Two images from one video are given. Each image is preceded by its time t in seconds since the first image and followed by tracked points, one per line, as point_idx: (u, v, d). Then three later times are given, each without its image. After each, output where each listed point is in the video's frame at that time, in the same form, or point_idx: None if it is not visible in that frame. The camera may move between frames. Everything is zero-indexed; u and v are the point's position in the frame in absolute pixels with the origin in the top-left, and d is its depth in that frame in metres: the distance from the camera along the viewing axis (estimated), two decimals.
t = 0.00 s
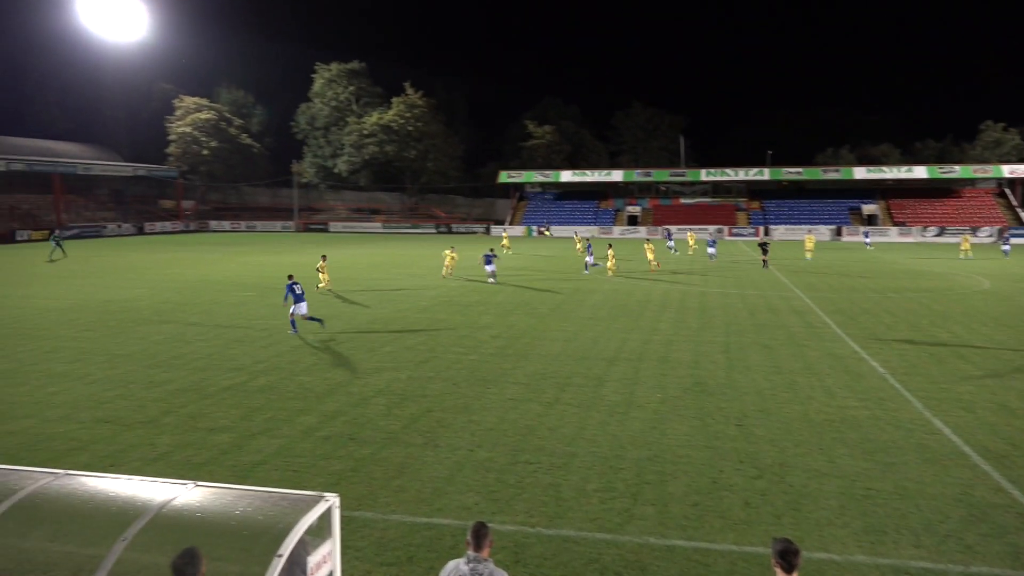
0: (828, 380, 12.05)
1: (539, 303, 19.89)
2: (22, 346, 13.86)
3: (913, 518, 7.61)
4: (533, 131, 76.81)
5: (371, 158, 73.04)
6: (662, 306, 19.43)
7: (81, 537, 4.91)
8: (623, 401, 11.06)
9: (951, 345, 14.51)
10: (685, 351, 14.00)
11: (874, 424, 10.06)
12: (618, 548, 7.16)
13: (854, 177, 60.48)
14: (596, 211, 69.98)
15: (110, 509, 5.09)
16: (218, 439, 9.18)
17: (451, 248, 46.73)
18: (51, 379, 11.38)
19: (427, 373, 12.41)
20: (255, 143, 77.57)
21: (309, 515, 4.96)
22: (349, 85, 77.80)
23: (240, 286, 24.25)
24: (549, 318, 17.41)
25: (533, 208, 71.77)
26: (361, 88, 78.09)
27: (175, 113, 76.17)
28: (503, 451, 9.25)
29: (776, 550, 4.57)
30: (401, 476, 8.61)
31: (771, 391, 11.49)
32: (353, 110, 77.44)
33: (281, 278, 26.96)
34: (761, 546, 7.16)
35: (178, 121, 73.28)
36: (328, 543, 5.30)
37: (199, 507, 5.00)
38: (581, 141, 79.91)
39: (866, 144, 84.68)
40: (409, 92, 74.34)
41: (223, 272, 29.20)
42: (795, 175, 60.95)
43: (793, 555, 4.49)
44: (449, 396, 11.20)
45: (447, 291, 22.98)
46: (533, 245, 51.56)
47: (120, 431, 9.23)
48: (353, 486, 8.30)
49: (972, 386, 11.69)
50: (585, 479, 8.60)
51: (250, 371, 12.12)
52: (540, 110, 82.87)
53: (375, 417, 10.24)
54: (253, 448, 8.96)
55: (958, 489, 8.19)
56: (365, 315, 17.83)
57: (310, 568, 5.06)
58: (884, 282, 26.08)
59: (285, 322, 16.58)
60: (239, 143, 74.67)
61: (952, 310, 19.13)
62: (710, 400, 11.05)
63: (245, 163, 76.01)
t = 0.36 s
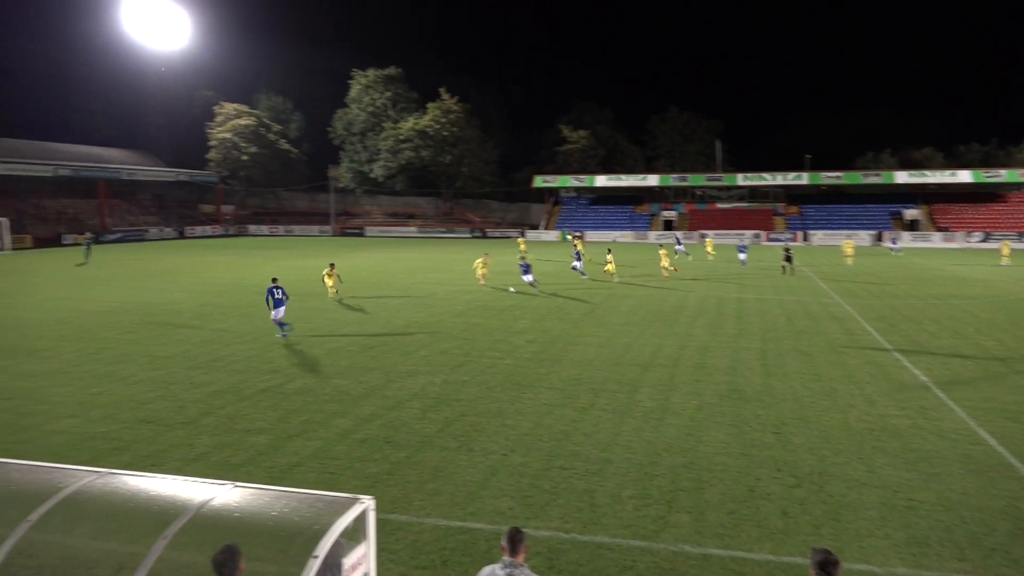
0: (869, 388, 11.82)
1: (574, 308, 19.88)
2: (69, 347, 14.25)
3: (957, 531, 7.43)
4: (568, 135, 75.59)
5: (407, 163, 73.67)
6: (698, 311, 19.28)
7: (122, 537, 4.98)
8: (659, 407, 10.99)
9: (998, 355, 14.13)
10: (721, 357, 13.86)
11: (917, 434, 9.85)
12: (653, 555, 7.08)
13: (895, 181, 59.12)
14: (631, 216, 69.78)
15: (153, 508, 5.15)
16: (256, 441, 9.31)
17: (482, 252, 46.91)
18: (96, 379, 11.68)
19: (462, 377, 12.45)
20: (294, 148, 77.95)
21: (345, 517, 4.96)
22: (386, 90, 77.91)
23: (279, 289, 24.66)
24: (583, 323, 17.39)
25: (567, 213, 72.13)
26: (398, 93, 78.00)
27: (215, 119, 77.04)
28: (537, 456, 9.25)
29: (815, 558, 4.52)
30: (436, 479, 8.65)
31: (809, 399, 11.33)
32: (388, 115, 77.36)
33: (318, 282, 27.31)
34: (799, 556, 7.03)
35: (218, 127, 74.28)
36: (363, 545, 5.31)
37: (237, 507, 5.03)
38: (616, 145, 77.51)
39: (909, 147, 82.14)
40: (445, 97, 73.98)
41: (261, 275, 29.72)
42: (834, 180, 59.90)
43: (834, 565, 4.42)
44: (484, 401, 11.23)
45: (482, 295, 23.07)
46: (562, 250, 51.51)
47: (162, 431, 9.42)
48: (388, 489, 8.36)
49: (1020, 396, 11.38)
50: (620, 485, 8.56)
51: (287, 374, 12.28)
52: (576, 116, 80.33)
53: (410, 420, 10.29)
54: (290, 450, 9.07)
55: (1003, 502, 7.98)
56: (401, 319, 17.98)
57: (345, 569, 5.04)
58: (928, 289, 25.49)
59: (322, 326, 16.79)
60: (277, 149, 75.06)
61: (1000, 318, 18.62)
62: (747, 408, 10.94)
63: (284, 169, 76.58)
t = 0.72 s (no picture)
0: (916, 397, 11.57)
1: (614, 313, 19.81)
2: (119, 347, 14.65)
3: (1009, 544, 7.21)
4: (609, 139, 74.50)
5: (447, 167, 73.88)
6: (739, 316, 19.09)
7: (166, 533, 5.05)
8: (700, 413, 10.89)
9: None
10: (762, 363, 13.69)
11: (966, 444, 9.61)
12: (693, 562, 6.98)
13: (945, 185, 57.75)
14: (672, 220, 69.19)
15: (198, 505, 5.22)
16: (297, 442, 9.42)
17: (518, 257, 47.01)
18: (145, 379, 11.97)
19: (500, 381, 12.50)
20: (337, 153, 79.10)
21: (384, 519, 5.01)
22: (427, 95, 78.45)
23: (321, 292, 25.01)
24: (623, 328, 17.31)
25: (607, 217, 72.16)
26: (439, 98, 78.64)
27: (261, 125, 78.62)
28: (575, 461, 9.22)
29: (857, 567, 4.45)
30: (474, 483, 8.65)
31: (854, 406, 11.13)
32: (430, 121, 78.14)
33: (360, 285, 27.65)
34: (843, 567, 6.87)
35: (263, 132, 75.42)
36: (401, 547, 5.33)
37: (279, 507, 5.10)
38: (658, 149, 76.05)
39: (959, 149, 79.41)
40: (486, 102, 73.86)
41: (303, 279, 30.16)
42: (881, 183, 59.04)
43: None
44: (522, 405, 11.23)
45: (521, 299, 23.13)
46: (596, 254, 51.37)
47: (206, 430, 9.60)
48: (427, 491, 8.40)
49: None
50: (659, 491, 8.49)
51: (328, 376, 12.44)
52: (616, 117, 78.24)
53: (449, 423, 10.35)
54: (331, 451, 9.17)
55: None
56: (441, 322, 18.12)
57: (384, 571, 5.05)
58: (982, 296, 24.74)
59: (363, 329, 16.97)
60: (321, 154, 76.71)
61: None
62: (790, 415, 10.78)
63: (326, 173, 78.33)
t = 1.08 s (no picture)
0: (967, 406, 11.26)
1: (653, 317, 19.69)
2: (166, 347, 15.00)
3: None
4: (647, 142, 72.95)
5: (486, 170, 74.38)
6: (781, 322, 18.83)
7: (210, 531, 5.11)
8: (740, 419, 10.77)
9: None
10: (805, 369, 13.48)
11: (1019, 455, 9.33)
12: (732, 571, 6.87)
13: (996, 187, 56.30)
14: (713, 223, 68.40)
15: (240, 505, 5.27)
16: (337, 442, 9.53)
17: (552, 259, 47.05)
18: (191, 379, 12.22)
19: (539, 384, 12.49)
20: (377, 157, 79.86)
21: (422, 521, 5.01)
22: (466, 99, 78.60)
23: (360, 295, 25.26)
24: (663, 332, 17.19)
25: (647, 221, 71.36)
26: (478, 102, 78.62)
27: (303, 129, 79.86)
28: (613, 466, 9.18)
29: None
30: (512, 486, 8.66)
31: (900, 415, 10.88)
32: (469, 124, 78.14)
33: (400, 288, 27.93)
34: None
35: (306, 136, 77.27)
36: (439, 549, 5.33)
37: (319, 507, 5.13)
38: (699, 152, 74.05)
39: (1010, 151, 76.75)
40: (525, 105, 73.46)
41: (342, 281, 30.51)
42: (929, 186, 57.39)
43: None
44: (560, 409, 11.21)
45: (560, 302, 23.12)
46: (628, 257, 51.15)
47: (249, 430, 9.76)
48: (464, 494, 8.42)
49: None
50: (698, 497, 8.40)
51: (368, 378, 12.56)
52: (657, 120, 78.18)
53: (487, 426, 10.38)
54: (370, 452, 9.25)
55: None
56: (480, 325, 18.20)
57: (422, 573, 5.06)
58: None
59: (402, 331, 17.12)
60: (362, 157, 77.63)
61: None
62: (833, 422, 10.59)
63: (367, 177, 79.03)
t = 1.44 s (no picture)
0: None
1: (701, 322, 19.48)
2: (221, 347, 15.37)
3: None
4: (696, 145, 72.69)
5: (534, 174, 74.67)
6: (833, 328, 18.47)
7: (261, 529, 5.17)
8: (791, 427, 10.59)
9: None
10: (858, 377, 13.20)
11: None
12: None
13: None
14: (763, 228, 67.45)
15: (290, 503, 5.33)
16: (384, 444, 9.64)
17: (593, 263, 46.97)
18: (243, 379, 12.48)
19: (585, 389, 12.47)
20: (425, 162, 80.60)
21: (469, 523, 4.96)
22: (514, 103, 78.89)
23: (406, 298, 25.55)
24: (711, 338, 17.01)
25: (695, 225, 70.78)
26: (525, 106, 78.86)
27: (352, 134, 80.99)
28: (660, 472, 9.10)
29: None
30: (558, 490, 8.64)
31: (959, 426, 10.56)
32: (516, 128, 78.31)
33: (445, 291, 28.17)
34: None
35: (354, 141, 77.71)
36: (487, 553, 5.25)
37: (367, 507, 5.13)
38: (749, 155, 73.60)
39: None
40: (573, 109, 74.02)
41: (388, 284, 30.92)
42: (990, 190, 55.56)
43: None
44: (606, 414, 11.17)
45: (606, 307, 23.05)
46: (668, 261, 50.79)
47: (299, 430, 9.94)
48: (510, 497, 8.43)
49: None
50: (747, 506, 8.27)
51: (416, 380, 12.67)
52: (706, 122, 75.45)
53: (533, 430, 10.39)
54: (417, 454, 9.33)
55: None
56: (527, 329, 18.25)
57: None
58: None
59: (448, 334, 17.25)
60: (410, 162, 78.37)
61: None
62: (888, 432, 10.34)
63: (415, 181, 79.73)
